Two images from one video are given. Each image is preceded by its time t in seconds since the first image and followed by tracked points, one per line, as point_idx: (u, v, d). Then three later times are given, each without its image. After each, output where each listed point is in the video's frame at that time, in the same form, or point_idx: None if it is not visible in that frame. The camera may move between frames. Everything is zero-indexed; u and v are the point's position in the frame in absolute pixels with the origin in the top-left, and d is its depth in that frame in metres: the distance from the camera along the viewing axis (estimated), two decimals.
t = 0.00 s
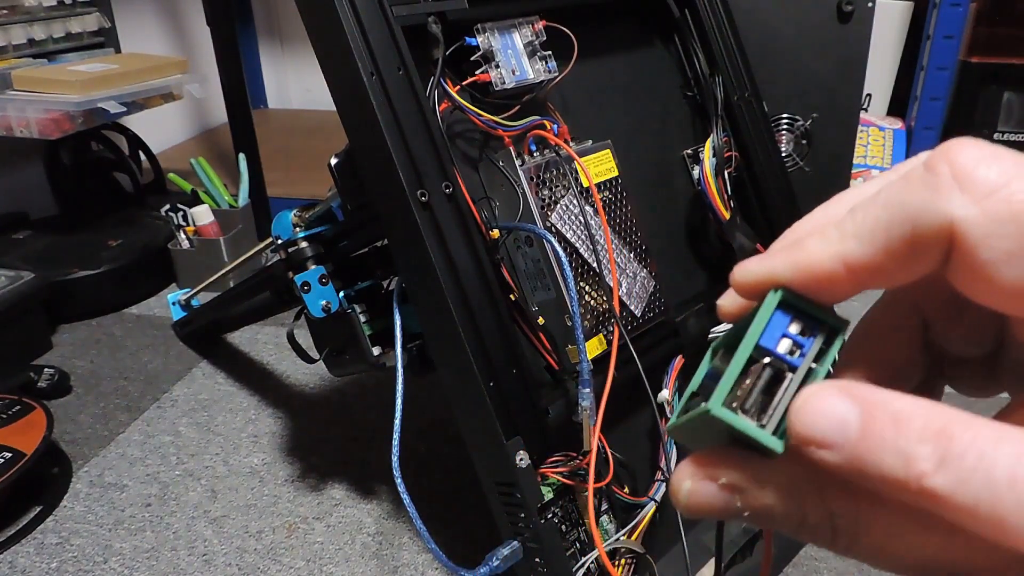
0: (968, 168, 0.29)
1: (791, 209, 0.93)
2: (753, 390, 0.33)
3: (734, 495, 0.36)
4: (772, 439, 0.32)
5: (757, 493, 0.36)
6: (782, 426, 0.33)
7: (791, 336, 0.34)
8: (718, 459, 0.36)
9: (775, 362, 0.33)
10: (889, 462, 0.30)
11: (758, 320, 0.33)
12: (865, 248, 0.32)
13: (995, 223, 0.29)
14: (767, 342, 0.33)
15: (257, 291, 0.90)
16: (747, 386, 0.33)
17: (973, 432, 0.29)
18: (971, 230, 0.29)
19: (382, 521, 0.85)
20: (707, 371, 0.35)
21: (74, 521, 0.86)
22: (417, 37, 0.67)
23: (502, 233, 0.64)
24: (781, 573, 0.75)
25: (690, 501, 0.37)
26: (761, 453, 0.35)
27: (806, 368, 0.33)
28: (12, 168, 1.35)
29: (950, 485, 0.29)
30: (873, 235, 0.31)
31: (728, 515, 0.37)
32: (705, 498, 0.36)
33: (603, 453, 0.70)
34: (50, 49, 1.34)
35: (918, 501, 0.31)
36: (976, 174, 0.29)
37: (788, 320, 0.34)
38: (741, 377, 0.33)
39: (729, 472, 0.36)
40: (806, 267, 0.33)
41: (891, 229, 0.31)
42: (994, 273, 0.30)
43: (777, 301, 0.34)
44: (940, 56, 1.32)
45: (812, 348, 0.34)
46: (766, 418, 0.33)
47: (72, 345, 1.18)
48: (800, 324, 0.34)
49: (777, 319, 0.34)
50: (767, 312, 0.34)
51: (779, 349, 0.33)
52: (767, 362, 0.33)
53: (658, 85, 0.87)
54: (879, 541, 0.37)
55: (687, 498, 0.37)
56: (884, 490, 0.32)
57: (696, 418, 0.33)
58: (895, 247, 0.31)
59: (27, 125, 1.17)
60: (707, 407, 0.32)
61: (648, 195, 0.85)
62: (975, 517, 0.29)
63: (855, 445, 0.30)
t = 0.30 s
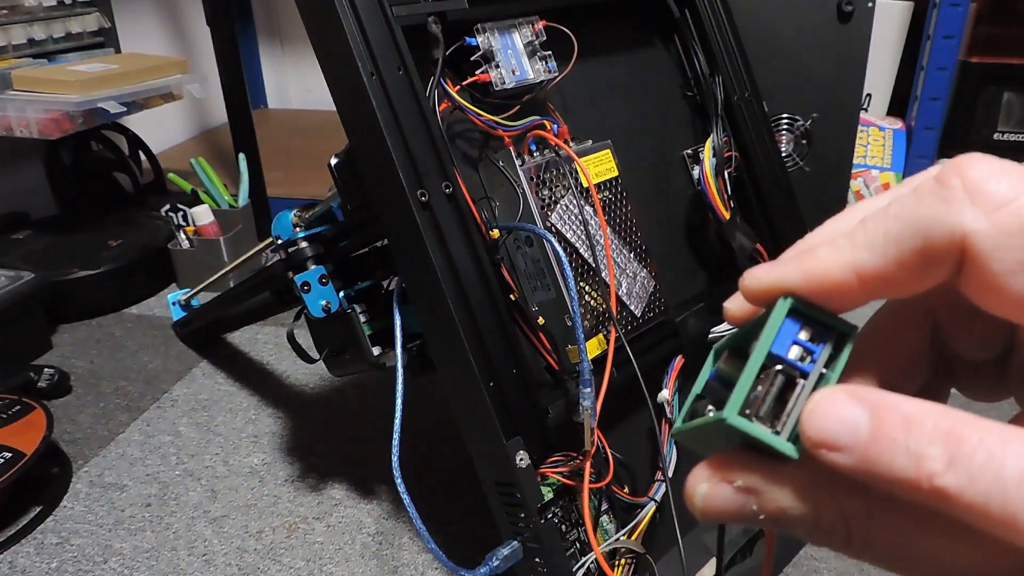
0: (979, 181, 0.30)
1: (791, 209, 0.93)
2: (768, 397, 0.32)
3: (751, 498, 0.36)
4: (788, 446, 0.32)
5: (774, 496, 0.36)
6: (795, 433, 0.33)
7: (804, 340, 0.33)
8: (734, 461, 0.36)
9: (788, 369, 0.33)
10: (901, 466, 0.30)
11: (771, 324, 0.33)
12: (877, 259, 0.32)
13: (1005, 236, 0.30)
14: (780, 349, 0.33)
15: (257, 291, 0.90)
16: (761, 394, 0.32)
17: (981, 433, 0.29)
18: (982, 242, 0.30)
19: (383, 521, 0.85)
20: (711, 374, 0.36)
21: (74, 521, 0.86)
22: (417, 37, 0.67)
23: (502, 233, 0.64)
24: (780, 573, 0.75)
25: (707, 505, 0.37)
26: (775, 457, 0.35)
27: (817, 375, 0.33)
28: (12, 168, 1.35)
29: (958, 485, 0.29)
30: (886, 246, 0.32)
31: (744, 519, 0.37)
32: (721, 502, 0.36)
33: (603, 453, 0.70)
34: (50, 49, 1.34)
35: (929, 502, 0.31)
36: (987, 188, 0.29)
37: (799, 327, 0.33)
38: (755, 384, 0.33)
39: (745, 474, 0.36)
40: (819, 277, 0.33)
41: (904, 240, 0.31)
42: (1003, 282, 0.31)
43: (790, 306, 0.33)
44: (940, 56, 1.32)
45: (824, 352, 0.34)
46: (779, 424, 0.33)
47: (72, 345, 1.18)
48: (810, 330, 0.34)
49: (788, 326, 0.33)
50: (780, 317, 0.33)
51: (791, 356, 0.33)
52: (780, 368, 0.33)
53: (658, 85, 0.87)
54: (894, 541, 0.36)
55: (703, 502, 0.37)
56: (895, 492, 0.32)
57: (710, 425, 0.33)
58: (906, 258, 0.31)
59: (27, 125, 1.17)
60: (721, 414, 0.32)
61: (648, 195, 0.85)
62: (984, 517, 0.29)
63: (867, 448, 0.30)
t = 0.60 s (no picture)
0: (993, 172, 0.28)
1: (790, 209, 0.93)
2: (778, 390, 0.32)
3: (761, 492, 0.33)
4: (803, 436, 0.31)
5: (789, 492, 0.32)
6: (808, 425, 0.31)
7: (816, 330, 0.33)
8: (744, 454, 0.33)
9: (799, 361, 0.32)
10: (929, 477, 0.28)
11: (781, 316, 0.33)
12: (891, 250, 0.30)
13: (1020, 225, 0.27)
14: (790, 341, 0.33)
15: (257, 291, 0.90)
16: (772, 385, 0.32)
17: None
18: (996, 232, 0.28)
19: (383, 521, 0.85)
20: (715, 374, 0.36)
21: (74, 521, 0.86)
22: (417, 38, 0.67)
23: (502, 233, 0.64)
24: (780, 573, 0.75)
25: (713, 500, 0.34)
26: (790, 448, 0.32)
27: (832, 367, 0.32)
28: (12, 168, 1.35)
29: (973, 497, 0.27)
30: (897, 237, 0.30)
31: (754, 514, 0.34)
32: (730, 496, 0.33)
33: (603, 453, 0.70)
34: (50, 49, 1.34)
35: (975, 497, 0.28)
36: (1001, 177, 0.28)
37: (812, 318, 0.33)
38: (766, 374, 0.32)
39: (756, 466, 0.33)
40: (830, 267, 0.32)
41: (916, 231, 0.30)
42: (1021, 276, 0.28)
43: (800, 297, 0.33)
44: (941, 56, 1.33)
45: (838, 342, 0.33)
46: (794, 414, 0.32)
47: (72, 345, 1.18)
48: (824, 321, 0.33)
49: (799, 317, 0.33)
50: (790, 308, 0.33)
51: (803, 347, 0.33)
52: (791, 360, 0.32)
53: (658, 85, 0.87)
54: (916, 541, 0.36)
55: (710, 496, 0.34)
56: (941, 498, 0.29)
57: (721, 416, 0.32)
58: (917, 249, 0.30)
59: (27, 125, 1.17)
60: (733, 405, 0.31)
61: (648, 195, 0.85)
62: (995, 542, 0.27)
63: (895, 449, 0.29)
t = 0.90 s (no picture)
0: (996, 152, 0.29)
1: (790, 209, 0.93)
2: (779, 373, 0.31)
3: (761, 478, 0.32)
4: (805, 421, 0.31)
5: (788, 476, 0.32)
6: (812, 411, 0.31)
7: (816, 315, 0.33)
8: (744, 440, 0.33)
9: (800, 344, 0.32)
10: (928, 439, 0.29)
11: (782, 298, 0.32)
12: (893, 232, 0.31)
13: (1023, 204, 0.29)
14: (792, 324, 0.32)
15: (257, 291, 0.90)
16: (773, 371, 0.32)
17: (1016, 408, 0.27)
18: (998, 209, 0.29)
19: (383, 521, 0.85)
20: (715, 368, 0.36)
21: (75, 521, 0.86)
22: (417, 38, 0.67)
23: (502, 233, 0.64)
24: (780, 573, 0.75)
25: (715, 486, 0.33)
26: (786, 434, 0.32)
27: (831, 352, 0.32)
28: (12, 168, 1.35)
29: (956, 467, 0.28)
30: (901, 218, 0.31)
31: (755, 503, 0.33)
32: (731, 482, 0.33)
33: (603, 453, 0.70)
34: (50, 49, 1.34)
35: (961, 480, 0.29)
36: (1004, 159, 0.29)
37: (812, 302, 0.33)
38: (766, 359, 0.32)
39: (755, 452, 0.32)
40: (833, 250, 0.32)
41: (919, 212, 0.31)
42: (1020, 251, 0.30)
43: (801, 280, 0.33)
44: (941, 55, 1.34)
45: (837, 328, 0.33)
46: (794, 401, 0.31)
47: (72, 345, 1.18)
48: (824, 305, 0.33)
49: (801, 301, 0.33)
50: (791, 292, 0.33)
51: (804, 332, 0.32)
52: (792, 343, 0.32)
53: (657, 85, 0.87)
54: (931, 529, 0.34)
55: (710, 483, 0.33)
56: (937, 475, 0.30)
57: (723, 402, 0.31)
58: (922, 230, 0.31)
59: (27, 125, 1.17)
60: (735, 388, 0.30)
61: (648, 195, 0.85)
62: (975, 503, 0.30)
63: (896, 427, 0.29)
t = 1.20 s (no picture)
0: (991, 178, 0.30)
1: (790, 209, 0.93)
2: (779, 397, 0.32)
3: (761, 501, 0.36)
4: (800, 443, 0.32)
5: (783, 500, 0.36)
6: (809, 434, 0.32)
7: (815, 339, 0.33)
8: (744, 464, 0.36)
9: (799, 367, 0.33)
10: (919, 472, 0.29)
11: (781, 324, 0.33)
12: (891, 257, 0.33)
13: (1019, 231, 0.30)
14: (791, 347, 0.33)
15: (257, 291, 0.90)
16: (773, 394, 0.32)
17: (1006, 440, 0.28)
18: (994, 236, 0.30)
19: (382, 521, 0.85)
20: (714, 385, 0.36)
21: (74, 521, 0.86)
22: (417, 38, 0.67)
23: (502, 233, 0.64)
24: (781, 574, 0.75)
25: (716, 509, 0.37)
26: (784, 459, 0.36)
27: (829, 375, 0.33)
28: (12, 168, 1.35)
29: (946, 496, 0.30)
30: (899, 244, 0.32)
31: (755, 523, 0.37)
32: (730, 504, 0.36)
33: (603, 453, 0.71)
34: (50, 49, 1.34)
35: (949, 510, 0.30)
36: (999, 184, 0.30)
37: (810, 325, 0.34)
38: (766, 383, 0.32)
39: (756, 476, 0.36)
40: (831, 273, 0.33)
41: (916, 236, 0.32)
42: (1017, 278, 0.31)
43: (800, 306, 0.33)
44: (941, 55, 1.31)
45: (835, 351, 0.34)
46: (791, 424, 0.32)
47: (71, 345, 1.18)
48: (823, 329, 0.34)
49: (800, 325, 0.33)
50: (790, 317, 0.33)
51: (803, 355, 0.33)
52: (791, 367, 0.32)
53: (657, 84, 0.87)
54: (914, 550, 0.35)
55: (712, 505, 0.37)
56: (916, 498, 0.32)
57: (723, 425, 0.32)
58: (918, 255, 0.32)
59: (27, 125, 1.17)
60: (734, 412, 0.31)
61: (648, 195, 0.85)
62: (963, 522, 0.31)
63: (886, 459, 0.29)
